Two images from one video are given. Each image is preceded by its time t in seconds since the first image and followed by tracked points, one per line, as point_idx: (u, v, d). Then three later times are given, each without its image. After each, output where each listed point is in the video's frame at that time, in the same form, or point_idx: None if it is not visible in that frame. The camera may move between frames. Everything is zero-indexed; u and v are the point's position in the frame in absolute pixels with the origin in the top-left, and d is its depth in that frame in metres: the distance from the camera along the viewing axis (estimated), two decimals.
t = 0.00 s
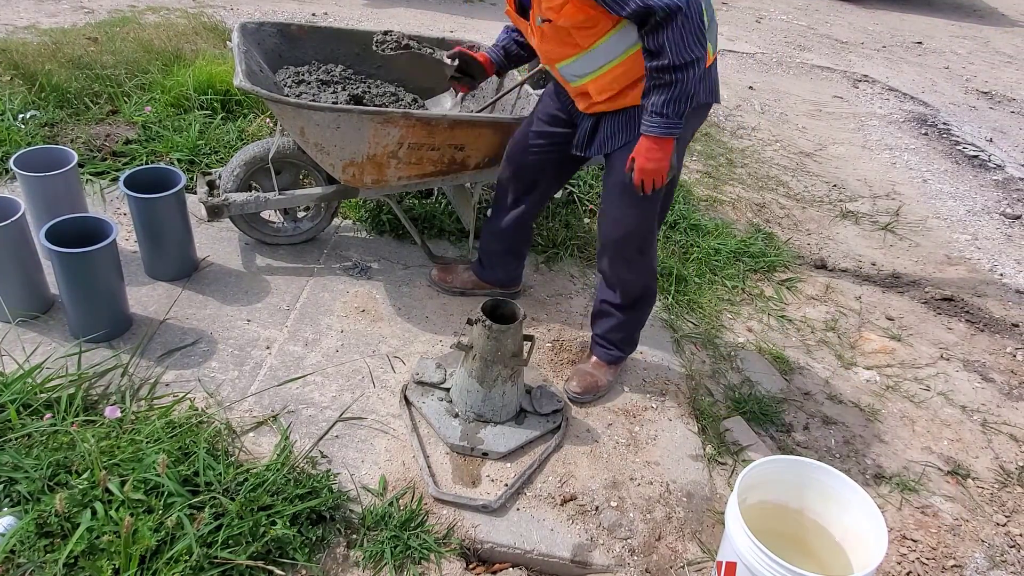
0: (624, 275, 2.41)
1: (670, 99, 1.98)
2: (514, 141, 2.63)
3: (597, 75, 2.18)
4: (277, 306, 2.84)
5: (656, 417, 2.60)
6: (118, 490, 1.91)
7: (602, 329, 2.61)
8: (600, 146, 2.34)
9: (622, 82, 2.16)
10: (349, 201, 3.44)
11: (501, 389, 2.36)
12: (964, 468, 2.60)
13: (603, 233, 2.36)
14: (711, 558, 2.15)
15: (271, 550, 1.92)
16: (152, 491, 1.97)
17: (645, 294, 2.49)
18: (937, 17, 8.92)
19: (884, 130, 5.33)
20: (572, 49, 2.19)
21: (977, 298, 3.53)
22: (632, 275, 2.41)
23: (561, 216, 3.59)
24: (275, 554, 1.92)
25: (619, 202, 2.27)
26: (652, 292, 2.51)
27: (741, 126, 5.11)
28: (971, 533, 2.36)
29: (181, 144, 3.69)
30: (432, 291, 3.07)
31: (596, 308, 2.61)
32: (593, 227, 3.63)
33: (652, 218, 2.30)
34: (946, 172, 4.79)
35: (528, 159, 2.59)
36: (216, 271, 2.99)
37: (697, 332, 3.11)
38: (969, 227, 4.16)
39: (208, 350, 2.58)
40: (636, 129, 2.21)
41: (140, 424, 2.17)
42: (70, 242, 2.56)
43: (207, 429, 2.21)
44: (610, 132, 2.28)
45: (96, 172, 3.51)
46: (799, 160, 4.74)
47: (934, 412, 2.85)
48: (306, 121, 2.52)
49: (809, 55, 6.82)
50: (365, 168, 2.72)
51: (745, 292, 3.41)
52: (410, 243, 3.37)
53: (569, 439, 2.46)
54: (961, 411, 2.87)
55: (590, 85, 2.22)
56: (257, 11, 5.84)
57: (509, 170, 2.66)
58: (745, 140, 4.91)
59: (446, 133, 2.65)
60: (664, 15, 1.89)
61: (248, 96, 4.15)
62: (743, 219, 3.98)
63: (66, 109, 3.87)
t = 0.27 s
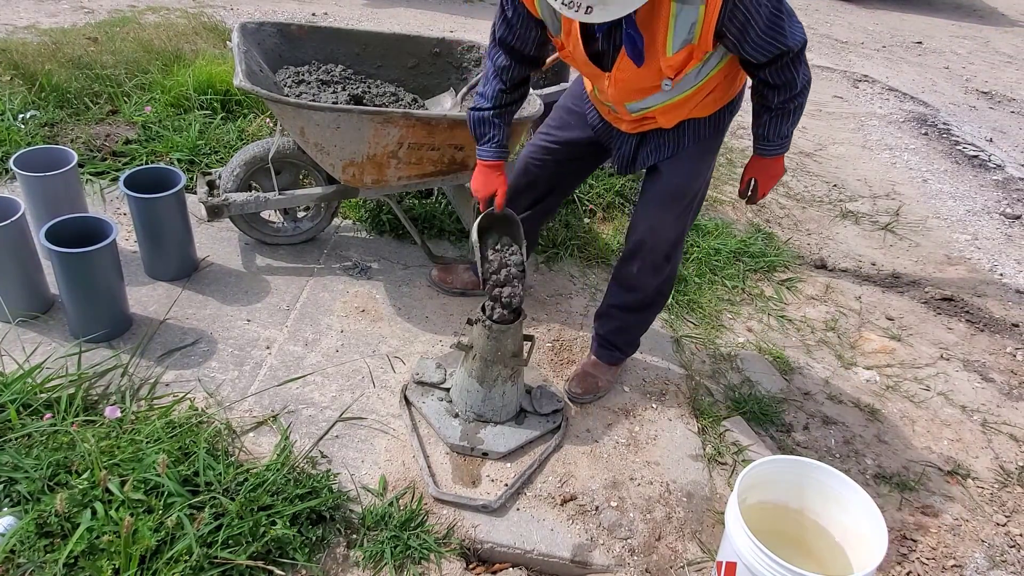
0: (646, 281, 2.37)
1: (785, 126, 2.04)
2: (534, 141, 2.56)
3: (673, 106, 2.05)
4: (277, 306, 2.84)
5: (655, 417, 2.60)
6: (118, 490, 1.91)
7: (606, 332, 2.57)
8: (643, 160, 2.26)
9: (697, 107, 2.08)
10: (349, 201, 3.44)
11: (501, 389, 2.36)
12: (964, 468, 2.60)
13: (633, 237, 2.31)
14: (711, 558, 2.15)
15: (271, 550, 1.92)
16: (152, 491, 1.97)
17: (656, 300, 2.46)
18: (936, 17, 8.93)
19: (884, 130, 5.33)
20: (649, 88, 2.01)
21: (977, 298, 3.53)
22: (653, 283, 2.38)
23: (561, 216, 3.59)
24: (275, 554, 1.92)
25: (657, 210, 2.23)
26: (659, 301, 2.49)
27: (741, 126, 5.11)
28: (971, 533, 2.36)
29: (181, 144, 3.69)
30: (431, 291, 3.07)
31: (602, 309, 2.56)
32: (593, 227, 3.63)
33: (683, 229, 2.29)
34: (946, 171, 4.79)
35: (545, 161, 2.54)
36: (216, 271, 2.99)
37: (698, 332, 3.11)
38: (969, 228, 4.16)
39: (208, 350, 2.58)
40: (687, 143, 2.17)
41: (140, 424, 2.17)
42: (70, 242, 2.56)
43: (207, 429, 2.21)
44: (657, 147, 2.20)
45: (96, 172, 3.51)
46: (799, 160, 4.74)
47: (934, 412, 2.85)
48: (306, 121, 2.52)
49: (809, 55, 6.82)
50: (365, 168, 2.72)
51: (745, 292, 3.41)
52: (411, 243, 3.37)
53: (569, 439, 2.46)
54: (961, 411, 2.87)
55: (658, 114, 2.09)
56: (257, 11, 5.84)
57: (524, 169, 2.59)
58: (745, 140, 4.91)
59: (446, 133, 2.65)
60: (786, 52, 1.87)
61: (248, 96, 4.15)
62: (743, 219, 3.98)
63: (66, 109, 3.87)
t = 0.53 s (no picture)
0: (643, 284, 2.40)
1: (782, 121, 2.04)
2: (535, 141, 2.58)
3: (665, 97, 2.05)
4: (277, 306, 2.84)
5: (655, 417, 2.60)
6: (118, 490, 1.91)
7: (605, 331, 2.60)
8: (637, 163, 2.27)
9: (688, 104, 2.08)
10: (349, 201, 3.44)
11: (501, 389, 2.36)
12: (964, 468, 2.60)
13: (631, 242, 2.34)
14: (711, 558, 2.16)
15: (271, 550, 1.92)
16: (152, 491, 1.97)
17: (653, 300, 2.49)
18: (936, 16, 8.93)
19: (884, 130, 5.33)
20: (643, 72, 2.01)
21: (977, 298, 3.53)
22: (650, 287, 2.41)
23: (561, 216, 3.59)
24: (275, 554, 1.92)
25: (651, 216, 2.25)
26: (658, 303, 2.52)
27: (741, 126, 5.11)
28: (971, 532, 2.36)
29: (181, 144, 3.69)
30: (431, 291, 3.07)
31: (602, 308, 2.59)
32: (593, 227, 3.63)
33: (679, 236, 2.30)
34: (947, 171, 4.79)
35: (544, 164, 2.56)
36: (215, 271, 2.99)
37: (698, 332, 3.11)
38: (969, 228, 4.16)
39: (207, 350, 2.58)
40: (680, 150, 2.17)
41: (140, 424, 2.17)
42: (70, 242, 2.56)
43: (207, 429, 2.21)
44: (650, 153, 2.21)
45: (96, 172, 3.51)
46: (799, 160, 4.74)
47: (934, 412, 2.85)
48: (305, 121, 2.52)
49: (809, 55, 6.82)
50: (365, 168, 2.72)
51: (745, 292, 3.41)
52: (411, 243, 3.37)
53: (569, 439, 2.46)
54: (961, 411, 2.87)
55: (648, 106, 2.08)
56: (257, 11, 5.84)
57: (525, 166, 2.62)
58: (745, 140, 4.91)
59: (446, 133, 2.65)
60: (792, 40, 1.89)
61: (248, 96, 4.15)
62: (743, 219, 3.98)
63: (66, 109, 3.87)
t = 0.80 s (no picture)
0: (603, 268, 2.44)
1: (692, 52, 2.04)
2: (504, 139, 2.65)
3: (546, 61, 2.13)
4: (277, 306, 2.84)
5: (655, 417, 2.61)
6: (118, 490, 1.91)
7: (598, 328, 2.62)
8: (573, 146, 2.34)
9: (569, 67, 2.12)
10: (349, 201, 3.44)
11: (501, 389, 2.36)
12: (964, 468, 2.60)
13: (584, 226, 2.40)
14: (711, 558, 2.16)
15: (271, 550, 1.92)
16: (152, 491, 1.97)
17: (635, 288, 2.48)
18: (936, 16, 8.93)
19: (884, 130, 5.33)
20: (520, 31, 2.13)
21: (977, 298, 3.53)
22: (610, 271, 2.43)
23: (561, 216, 3.59)
24: (275, 554, 1.92)
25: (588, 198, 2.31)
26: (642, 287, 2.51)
27: (741, 126, 5.11)
28: (971, 532, 2.36)
29: (181, 144, 3.69)
30: (431, 291, 3.07)
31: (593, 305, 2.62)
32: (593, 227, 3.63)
33: (621, 215, 2.30)
34: (947, 171, 4.79)
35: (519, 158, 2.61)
36: (215, 271, 2.99)
37: (697, 331, 3.11)
38: (969, 228, 4.16)
39: (208, 350, 2.58)
40: (596, 129, 2.21)
41: (140, 424, 2.17)
42: (70, 242, 2.56)
43: (207, 429, 2.21)
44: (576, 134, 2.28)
45: (96, 172, 3.51)
46: (799, 160, 4.74)
47: (934, 412, 2.85)
48: (306, 121, 2.52)
49: (809, 55, 6.82)
50: (365, 168, 2.72)
51: (745, 292, 3.41)
52: (410, 243, 3.37)
53: (569, 439, 2.46)
54: (961, 411, 2.87)
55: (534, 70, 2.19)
56: (257, 11, 5.84)
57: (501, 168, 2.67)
58: (745, 140, 4.91)
59: (446, 133, 2.65)
60: None
61: (248, 97, 4.15)
62: (743, 219, 3.98)
63: (66, 109, 3.87)
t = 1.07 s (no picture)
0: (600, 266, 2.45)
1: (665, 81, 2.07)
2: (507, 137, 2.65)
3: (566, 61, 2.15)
4: (277, 306, 2.84)
5: (655, 417, 2.60)
6: (118, 490, 1.91)
7: (596, 323, 2.66)
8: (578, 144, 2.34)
9: (588, 71, 2.15)
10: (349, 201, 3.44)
11: (501, 389, 2.36)
12: (964, 468, 2.60)
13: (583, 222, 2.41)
14: (711, 558, 2.16)
15: (271, 550, 1.92)
16: (152, 491, 1.97)
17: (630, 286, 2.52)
18: (936, 17, 8.93)
19: (884, 130, 5.33)
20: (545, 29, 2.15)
21: (977, 298, 3.53)
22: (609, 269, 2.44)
23: (560, 216, 3.59)
24: (275, 554, 1.92)
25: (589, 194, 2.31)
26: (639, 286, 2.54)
27: (741, 126, 5.11)
28: (971, 532, 2.36)
29: (181, 144, 3.69)
30: (431, 291, 3.07)
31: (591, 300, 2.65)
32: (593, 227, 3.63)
33: (620, 217, 2.31)
34: (946, 171, 4.79)
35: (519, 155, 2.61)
36: (215, 271, 2.99)
37: (697, 331, 3.11)
38: (969, 228, 4.15)
39: (208, 350, 2.58)
40: (606, 128, 2.23)
41: (141, 424, 2.17)
42: (70, 242, 2.56)
43: (207, 429, 2.21)
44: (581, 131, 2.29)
45: (96, 172, 3.51)
46: (799, 160, 4.74)
47: (934, 412, 2.85)
48: (306, 121, 2.52)
49: (809, 55, 6.82)
50: (365, 168, 2.72)
51: (744, 292, 3.41)
52: (410, 243, 3.37)
53: (569, 439, 2.46)
54: (961, 411, 2.87)
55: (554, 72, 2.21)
56: (258, 11, 5.84)
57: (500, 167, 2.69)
58: (745, 140, 4.91)
59: (446, 133, 2.65)
60: None
61: (248, 97, 4.15)
62: (743, 219, 3.98)
63: (66, 109, 3.87)
